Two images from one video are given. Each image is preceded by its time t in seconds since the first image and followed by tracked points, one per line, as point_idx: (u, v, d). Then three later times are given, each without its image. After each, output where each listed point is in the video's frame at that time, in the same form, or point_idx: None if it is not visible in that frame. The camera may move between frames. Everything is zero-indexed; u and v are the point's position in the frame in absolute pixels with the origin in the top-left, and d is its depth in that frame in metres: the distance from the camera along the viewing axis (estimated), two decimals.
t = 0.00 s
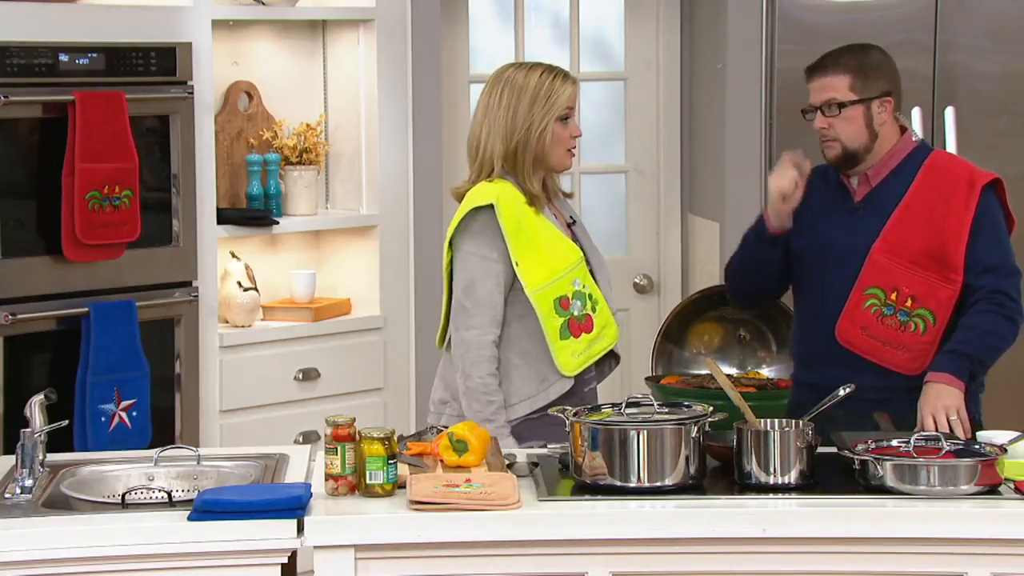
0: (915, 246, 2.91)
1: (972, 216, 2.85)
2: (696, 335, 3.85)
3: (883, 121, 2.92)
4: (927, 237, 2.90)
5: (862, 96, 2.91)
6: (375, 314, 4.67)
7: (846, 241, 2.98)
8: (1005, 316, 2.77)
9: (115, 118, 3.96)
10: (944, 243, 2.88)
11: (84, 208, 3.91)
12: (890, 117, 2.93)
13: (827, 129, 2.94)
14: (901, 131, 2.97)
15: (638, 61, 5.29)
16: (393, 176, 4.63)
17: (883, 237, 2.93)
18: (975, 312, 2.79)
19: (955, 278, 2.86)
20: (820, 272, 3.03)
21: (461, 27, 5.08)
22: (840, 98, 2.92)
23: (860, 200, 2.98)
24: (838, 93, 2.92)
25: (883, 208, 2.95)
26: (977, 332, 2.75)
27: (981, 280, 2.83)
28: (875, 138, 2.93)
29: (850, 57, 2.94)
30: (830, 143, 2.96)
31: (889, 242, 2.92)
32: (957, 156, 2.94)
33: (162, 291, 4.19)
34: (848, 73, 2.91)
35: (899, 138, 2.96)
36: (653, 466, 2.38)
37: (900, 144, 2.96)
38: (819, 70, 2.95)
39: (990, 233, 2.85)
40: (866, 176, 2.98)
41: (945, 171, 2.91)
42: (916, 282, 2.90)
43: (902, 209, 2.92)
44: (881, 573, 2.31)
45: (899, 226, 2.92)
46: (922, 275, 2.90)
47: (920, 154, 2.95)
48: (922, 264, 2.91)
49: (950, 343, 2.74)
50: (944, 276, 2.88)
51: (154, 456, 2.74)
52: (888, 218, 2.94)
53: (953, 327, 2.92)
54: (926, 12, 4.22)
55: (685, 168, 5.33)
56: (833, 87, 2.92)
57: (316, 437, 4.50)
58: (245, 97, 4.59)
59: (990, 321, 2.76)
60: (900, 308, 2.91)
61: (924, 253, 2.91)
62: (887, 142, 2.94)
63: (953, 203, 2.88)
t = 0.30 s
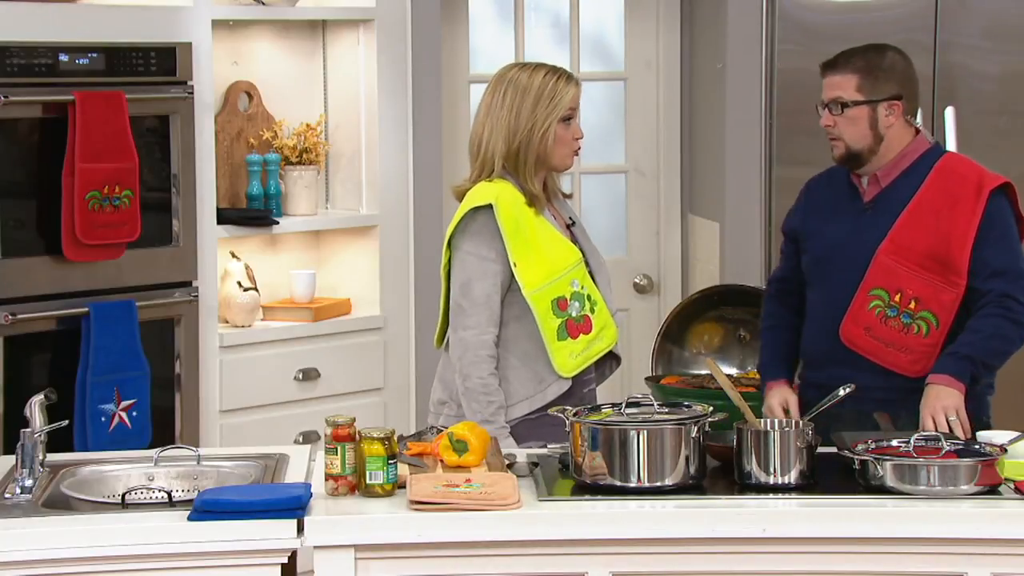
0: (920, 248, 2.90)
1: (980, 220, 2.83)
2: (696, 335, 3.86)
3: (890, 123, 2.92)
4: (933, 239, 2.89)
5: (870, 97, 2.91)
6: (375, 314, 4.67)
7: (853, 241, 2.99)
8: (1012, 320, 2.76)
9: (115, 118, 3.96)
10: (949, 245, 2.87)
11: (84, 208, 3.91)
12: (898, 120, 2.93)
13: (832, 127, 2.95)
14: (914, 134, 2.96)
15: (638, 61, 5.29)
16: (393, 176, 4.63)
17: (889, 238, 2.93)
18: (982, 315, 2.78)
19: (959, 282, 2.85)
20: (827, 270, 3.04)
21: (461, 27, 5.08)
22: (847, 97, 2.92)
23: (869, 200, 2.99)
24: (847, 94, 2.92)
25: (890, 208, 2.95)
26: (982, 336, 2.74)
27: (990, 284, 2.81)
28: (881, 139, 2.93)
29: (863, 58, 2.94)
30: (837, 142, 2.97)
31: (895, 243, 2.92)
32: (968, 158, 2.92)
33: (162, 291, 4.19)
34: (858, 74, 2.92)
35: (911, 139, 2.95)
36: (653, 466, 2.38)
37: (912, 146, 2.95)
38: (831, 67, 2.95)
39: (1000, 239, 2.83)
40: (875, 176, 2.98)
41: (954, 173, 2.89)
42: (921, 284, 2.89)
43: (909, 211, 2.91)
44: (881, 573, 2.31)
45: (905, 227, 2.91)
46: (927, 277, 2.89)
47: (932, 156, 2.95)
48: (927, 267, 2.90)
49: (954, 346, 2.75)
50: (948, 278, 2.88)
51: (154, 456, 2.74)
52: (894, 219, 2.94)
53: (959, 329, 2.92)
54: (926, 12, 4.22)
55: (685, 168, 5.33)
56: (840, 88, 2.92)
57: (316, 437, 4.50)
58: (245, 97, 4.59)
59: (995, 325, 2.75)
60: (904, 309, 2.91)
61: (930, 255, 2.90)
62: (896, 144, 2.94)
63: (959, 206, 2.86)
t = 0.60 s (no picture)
0: (913, 253, 2.92)
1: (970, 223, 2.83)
2: (695, 335, 3.62)
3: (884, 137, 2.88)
4: (926, 245, 2.90)
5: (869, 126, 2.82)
6: (375, 314, 4.67)
7: (850, 247, 3.02)
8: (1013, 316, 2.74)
9: (115, 118, 3.96)
10: (942, 251, 2.88)
11: (84, 208, 3.91)
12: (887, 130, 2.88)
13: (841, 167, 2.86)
14: (898, 134, 2.93)
15: (638, 61, 5.29)
16: (393, 176, 4.63)
17: (884, 244, 2.95)
18: (982, 313, 2.76)
19: (953, 286, 2.86)
20: (828, 277, 3.07)
21: (461, 27, 5.07)
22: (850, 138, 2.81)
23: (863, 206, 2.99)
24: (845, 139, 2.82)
25: (884, 215, 2.95)
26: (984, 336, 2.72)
27: (985, 281, 2.80)
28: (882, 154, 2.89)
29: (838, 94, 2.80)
30: (842, 176, 2.91)
31: (889, 250, 2.94)
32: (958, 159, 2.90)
33: (162, 291, 4.19)
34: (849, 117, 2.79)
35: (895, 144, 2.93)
36: (653, 467, 2.38)
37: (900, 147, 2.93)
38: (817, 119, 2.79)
39: (989, 236, 2.82)
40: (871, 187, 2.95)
41: (944, 174, 2.88)
42: (916, 290, 2.91)
43: (902, 215, 2.92)
44: (881, 573, 2.31)
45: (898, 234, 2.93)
46: (922, 283, 2.91)
47: (921, 156, 2.93)
48: (921, 272, 2.92)
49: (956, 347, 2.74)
50: (942, 282, 2.89)
51: (154, 456, 2.74)
52: (886, 225, 2.95)
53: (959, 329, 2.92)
54: (926, 12, 4.22)
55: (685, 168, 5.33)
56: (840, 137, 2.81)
57: (316, 437, 4.50)
58: (245, 97, 4.59)
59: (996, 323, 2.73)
60: (900, 316, 2.93)
61: (923, 261, 2.91)
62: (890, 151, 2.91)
63: (949, 210, 2.86)
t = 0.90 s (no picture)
0: (931, 263, 2.83)
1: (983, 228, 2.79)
2: (695, 335, 3.84)
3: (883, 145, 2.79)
4: (941, 254, 2.82)
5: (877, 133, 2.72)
6: (375, 313, 4.67)
7: (857, 265, 2.88)
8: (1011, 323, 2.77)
9: (115, 118, 3.96)
10: (959, 259, 2.81)
11: (84, 208, 3.91)
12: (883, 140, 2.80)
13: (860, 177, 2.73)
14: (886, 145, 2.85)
15: (638, 62, 5.29)
16: (393, 176, 4.63)
17: (898, 257, 2.84)
18: (980, 323, 2.79)
19: (974, 292, 2.81)
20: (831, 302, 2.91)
21: (461, 27, 5.07)
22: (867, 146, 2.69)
23: (865, 225, 2.87)
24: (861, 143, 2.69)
25: (891, 229, 2.85)
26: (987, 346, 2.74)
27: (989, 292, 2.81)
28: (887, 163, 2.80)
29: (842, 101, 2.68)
30: (861, 187, 2.77)
31: (905, 262, 2.84)
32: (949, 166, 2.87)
33: (162, 291, 4.19)
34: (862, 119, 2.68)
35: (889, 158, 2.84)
36: (653, 466, 2.38)
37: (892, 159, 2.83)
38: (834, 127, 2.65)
39: (993, 241, 2.81)
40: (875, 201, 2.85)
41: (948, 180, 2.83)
42: (936, 300, 2.83)
43: (914, 226, 2.83)
44: (881, 573, 2.31)
45: (911, 245, 2.83)
46: (941, 293, 2.83)
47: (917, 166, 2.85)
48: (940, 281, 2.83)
49: (960, 360, 2.75)
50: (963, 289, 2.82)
51: (154, 456, 2.74)
52: (897, 238, 2.84)
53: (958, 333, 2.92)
54: (925, 12, 4.23)
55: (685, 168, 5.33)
56: (861, 142, 2.68)
57: (316, 437, 4.50)
58: (245, 97, 4.59)
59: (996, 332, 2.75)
60: (922, 327, 2.84)
61: (939, 270, 2.83)
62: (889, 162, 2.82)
63: (960, 217, 2.81)
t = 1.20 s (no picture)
0: (934, 248, 2.90)
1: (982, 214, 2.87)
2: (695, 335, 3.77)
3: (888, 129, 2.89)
4: (943, 239, 2.89)
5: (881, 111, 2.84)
6: (375, 314, 4.67)
7: (861, 251, 2.92)
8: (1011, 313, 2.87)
9: (115, 118, 3.96)
10: (960, 243, 2.88)
11: (84, 208, 3.91)
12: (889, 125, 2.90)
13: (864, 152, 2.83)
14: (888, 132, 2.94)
15: (638, 62, 5.29)
16: (393, 176, 4.63)
17: (903, 242, 2.89)
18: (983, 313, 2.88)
19: (975, 276, 2.88)
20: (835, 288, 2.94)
21: (461, 27, 5.07)
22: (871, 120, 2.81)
23: (868, 211, 2.92)
24: (863, 115, 2.81)
25: (893, 213, 2.91)
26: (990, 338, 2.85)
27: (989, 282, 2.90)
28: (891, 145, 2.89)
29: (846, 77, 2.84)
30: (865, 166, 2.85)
31: (909, 246, 2.89)
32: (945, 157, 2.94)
33: (162, 291, 4.19)
34: (866, 92, 2.81)
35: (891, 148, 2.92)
36: (653, 466, 2.38)
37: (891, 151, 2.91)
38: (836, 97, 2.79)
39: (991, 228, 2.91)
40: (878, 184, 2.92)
41: (947, 169, 2.91)
42: (939, 284, 2.90)
43: (915, 211, 2.89)
44: (881, 573, 2.31)
45: (915, 230, 2.89)
46: (943, 277, 2.90)
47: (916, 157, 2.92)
48: (943, 266, 2.90)
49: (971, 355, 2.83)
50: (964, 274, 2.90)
51: (154, 456, 2.74)
52: (900, 222, 2.90)
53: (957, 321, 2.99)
54: (925, 12, 4.23)
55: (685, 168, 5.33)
56: (863, 110, 2.80)
57: (316, 437, 4.50)
58: (245, 97, 4.59)
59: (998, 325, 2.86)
60: (927, 310, 2.91)
61: (941, 254, 2.90)
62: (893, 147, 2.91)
63: (960, 203, 2.89)
